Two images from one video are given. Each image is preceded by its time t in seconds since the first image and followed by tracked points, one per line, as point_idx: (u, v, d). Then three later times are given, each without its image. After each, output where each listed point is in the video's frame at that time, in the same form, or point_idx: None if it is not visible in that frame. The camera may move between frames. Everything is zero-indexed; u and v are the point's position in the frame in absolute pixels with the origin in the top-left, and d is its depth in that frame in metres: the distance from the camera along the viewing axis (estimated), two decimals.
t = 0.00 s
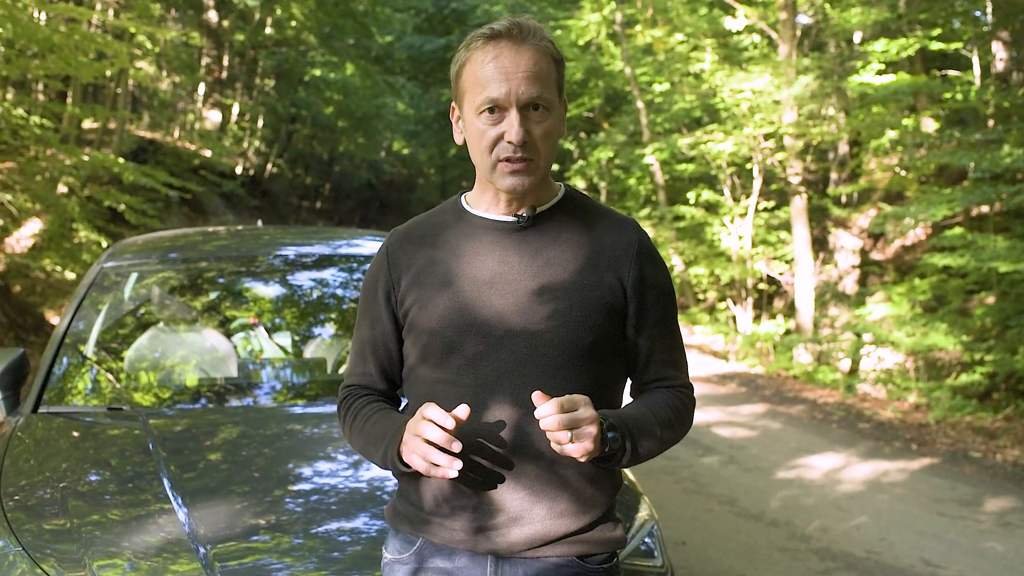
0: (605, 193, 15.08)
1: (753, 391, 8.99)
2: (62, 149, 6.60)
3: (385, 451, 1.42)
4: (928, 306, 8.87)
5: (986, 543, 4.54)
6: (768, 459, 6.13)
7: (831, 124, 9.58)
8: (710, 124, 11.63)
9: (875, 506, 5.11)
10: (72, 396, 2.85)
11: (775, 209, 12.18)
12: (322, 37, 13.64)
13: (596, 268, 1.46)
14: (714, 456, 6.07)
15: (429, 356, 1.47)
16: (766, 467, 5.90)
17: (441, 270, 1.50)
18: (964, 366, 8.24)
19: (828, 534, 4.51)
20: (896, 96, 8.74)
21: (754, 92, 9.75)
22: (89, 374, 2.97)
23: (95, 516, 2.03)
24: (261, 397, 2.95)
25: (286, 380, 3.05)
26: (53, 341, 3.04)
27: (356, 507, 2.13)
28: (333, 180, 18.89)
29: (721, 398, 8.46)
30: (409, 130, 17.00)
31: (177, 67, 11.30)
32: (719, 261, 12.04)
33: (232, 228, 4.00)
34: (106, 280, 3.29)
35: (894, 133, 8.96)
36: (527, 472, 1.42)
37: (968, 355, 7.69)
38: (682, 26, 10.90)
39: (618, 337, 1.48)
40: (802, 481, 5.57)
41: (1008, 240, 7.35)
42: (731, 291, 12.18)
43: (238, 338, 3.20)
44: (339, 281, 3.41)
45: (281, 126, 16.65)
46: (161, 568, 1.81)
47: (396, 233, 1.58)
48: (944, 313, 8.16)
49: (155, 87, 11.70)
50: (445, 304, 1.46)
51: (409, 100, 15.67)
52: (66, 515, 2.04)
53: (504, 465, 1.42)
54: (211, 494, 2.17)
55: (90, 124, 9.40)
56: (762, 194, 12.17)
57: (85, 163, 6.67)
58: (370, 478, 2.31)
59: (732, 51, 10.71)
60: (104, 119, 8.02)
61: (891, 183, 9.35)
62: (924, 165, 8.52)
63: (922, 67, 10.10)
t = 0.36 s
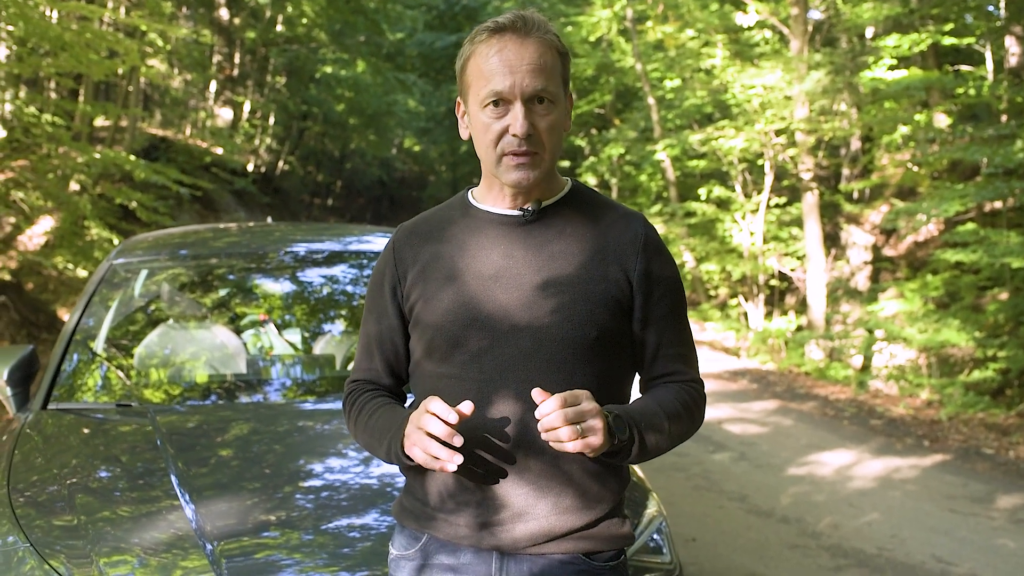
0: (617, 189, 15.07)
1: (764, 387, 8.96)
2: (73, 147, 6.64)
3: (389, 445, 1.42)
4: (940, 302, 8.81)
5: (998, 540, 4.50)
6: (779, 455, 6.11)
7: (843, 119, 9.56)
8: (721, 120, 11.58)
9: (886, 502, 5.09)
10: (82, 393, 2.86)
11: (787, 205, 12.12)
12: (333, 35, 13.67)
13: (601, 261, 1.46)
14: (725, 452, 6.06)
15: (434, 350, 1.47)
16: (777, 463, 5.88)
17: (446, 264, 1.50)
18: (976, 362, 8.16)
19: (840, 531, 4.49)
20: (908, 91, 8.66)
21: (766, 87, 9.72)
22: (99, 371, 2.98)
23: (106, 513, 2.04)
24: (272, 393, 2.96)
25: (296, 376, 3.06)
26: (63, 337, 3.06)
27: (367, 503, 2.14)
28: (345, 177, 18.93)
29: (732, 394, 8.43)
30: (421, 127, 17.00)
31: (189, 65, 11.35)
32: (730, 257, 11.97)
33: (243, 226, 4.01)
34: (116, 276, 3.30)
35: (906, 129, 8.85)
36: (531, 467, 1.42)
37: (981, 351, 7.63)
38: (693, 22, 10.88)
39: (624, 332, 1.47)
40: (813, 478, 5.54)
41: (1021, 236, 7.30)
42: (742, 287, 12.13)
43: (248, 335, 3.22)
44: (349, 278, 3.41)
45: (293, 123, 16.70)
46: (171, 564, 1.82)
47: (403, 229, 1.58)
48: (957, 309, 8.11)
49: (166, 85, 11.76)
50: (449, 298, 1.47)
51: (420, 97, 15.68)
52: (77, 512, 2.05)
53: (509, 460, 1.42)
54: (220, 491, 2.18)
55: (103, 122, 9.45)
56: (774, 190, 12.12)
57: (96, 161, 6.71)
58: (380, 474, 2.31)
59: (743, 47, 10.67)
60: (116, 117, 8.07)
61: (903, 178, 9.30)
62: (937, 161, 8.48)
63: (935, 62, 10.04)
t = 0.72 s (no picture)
0: (629, 188, 15.06)
1: (777, 387, 8.92)
2: (87, 148, 6.68)
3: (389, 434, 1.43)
4: (955, 301, 8.75)
5: (1012, 540, 4.46)
6: (792, 455, 6.08)
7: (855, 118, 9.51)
8: (734, 119, 11.54)
9: (899, 502, 5.06)
10: (93, 392, 2.88)
11: (800, 204, 12.06)
12: (346, 35, 13.71)
13: (604, 260, 1.45)
14: (737, 452, 6.03)
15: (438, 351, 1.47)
16: (790, 463, 5.85)
17: (448, 264, 1.50)
18: (991, 362, 8.07)
19: (852, 531, 4.46)
20: (922, 89, 8.56)
21: (779, 86, 9.68)
22: (110, 370, 3.00)
23: (117, 512, 2.05)
24: (283, 393, 2.97)
25: (307, 375, 3.07)
26: (74, 337, 3.08)
27: (379, 502, 2.15)
28: (358, 177, 18.98)
29: (745, 394, 8.40)
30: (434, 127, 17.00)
31: (202, 66, 11.42)
32: (743, 256, 11.92)
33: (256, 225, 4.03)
34: (127, 275, 3.33)
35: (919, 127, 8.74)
36: (534, 465, 1.41)
37: (995, 351, 7.57)
38: (706, 21, 10.86)
39: (627, 332, 1.46)
40: (826, 478, 5.51)
41: None
42: (755, 286, 12.07)
43: (259, 335, 3.23)
44: (361, 277, 3.42)
45: (306, 123, 16.76)
46: (181, 564, 1.83)
47: (407, 228, 1.58)
48: (971, 308, 8.05)
49: (179, 85, 11.85)
50: (451, 298, 1.47)
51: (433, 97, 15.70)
52: (89, 511, 2.06)
53: (510, 458, 1.42)
54: (229, 490, 2.19)
55: (117, 122, 9.51)
56: (787, 189, 12.07)
57: (110, 161, 6.76)
58: (392, 473, 2.32)
59: (756, 45, 10.62)
60: (130, 117, 8.14)
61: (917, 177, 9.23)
62: (950, 159, 8.42)
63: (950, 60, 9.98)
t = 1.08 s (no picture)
0: (646, 185, 15.06)
1: (794, 384, 8.87)
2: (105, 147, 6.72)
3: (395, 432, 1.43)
4: (974, 299, 8.66)
5: None
6: (809, 452, 6.05)
7: (873, 114, 9.41)
8: (751, 116, 11.47)
9: (917, 500, 5.01)
10: (110, 390, 2.91)
11: (818, 201, 11.97)
12: (362, 33, 13.76)
13: (611, 257, 1.45)
14: (754, 449, 6.00)
15: (446, 348, 1.47)
16: (807, 461, 5.81)
17: (456, 261, 1.50)
18: (1011, 359, 7.93)
19: (870, 529, 4.43)
20: (941, 85, 8.45)
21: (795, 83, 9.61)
22: (126, 367, 3.03)
23: (133, 509, 2.07)
24: (299, 390, 2.98)
25: (323, 373, 3.08)
26: (91, 335, 3.11)
27: (395, 500, 2.15)
28: (375, 175, 19.01)
29: (761, 391, 8.35)
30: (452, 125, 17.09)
31: (220, 64, 11.51)
32: (760, 254, 11.85)
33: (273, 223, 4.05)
34: (144, 274, 3.35)
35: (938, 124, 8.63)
36: (545, 462, 1.41)
37: (1015, 348, 7.48)
38: (722, 17, 10.80)
39: (634, 328, 1.46)
40: (843, 475, 5.48)
41: None
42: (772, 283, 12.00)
43: (275, 332, 3.24)
44: (376, 275, 3.42)
45: (322, 122, 16.83)
46: (197, 560, 1.84)
47: (416, 226, 1.58)
48: (991, 305, 7.96)
49: (197, 84, 11.94)
50: (459, 295, 1.47)
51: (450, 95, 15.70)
52: (107, 507, 2.08)
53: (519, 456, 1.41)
54: (245, 487, 2.20)
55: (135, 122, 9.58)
56: (805, 186, 11.99)
57: (127, 160, 6.81)
58: (408, 471, 2.32)
59: (773, 42, 10.54)
60: (147, 117, 8.20)
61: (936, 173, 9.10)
62: (970, 156, 8.32)
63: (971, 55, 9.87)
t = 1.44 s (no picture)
0: (666, 183, 15.04)
1: (814, 382, 8.78)
2: (125, 148, 6.78)
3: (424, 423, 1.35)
4: (997, 295, 8.53)
5: None
6: (829, 450, 5.98)
7: (894, 110, 9.29)
8: (771, 112, 11.37)
9: (939, 498, 4.94)
10: (130, 388, 2.92)
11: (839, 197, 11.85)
12: (381, 33, 13.84)
13: (638, 258, 1.44)
14: (774, 447, 5.95)
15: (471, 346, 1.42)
16: (828, 459, 5.75)
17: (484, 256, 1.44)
18: None
19: (891, 527, 4.37)
20: (962, 81, 8.31)
21: (815, 79, 9.52)
22: (146, 366, 3.04)
23: (153, 507, 2.07)
24: (318, 388, 2.98)
25: (341, 371, 3.08)
26: (111, 334, 3.13)
27: (415, 497, 2.15)
28: (394, 174, 18.87)
29: (782, 389, 8.28)
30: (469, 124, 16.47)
31: (239, 64, 11.59)
32: (781, 251, 11.75)
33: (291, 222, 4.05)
34: (163, 273, 3.37)
35: (960, 119, 8.51)
36: (569, 460, 1.39)
37: None
38: (741, 14, 10.71)
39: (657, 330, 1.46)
40: (864, 473, 5.41)
41: None
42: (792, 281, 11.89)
43: (294, 332, 3.25)
44: (395, 273, 3.42)
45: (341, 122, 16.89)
46: (217, 558, 1.84)
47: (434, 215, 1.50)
48: (1015, 302, 7.85)
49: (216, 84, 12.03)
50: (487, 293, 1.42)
51: (468, 94, 15.68)
52: (127, 505, 2.09)
53: (545, 454, 1.39)
54: (264, 485, 2.20)
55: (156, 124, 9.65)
56: (825, 182, 11.88)
57: (147, 161, 6.85)
58: (428, 468, 2.31)
59: (792, 38, 10.43)
60: (167, 119, 8.25)
61: (958, 170, 8.93)
62: (992, 152, 8.21)
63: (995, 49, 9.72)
